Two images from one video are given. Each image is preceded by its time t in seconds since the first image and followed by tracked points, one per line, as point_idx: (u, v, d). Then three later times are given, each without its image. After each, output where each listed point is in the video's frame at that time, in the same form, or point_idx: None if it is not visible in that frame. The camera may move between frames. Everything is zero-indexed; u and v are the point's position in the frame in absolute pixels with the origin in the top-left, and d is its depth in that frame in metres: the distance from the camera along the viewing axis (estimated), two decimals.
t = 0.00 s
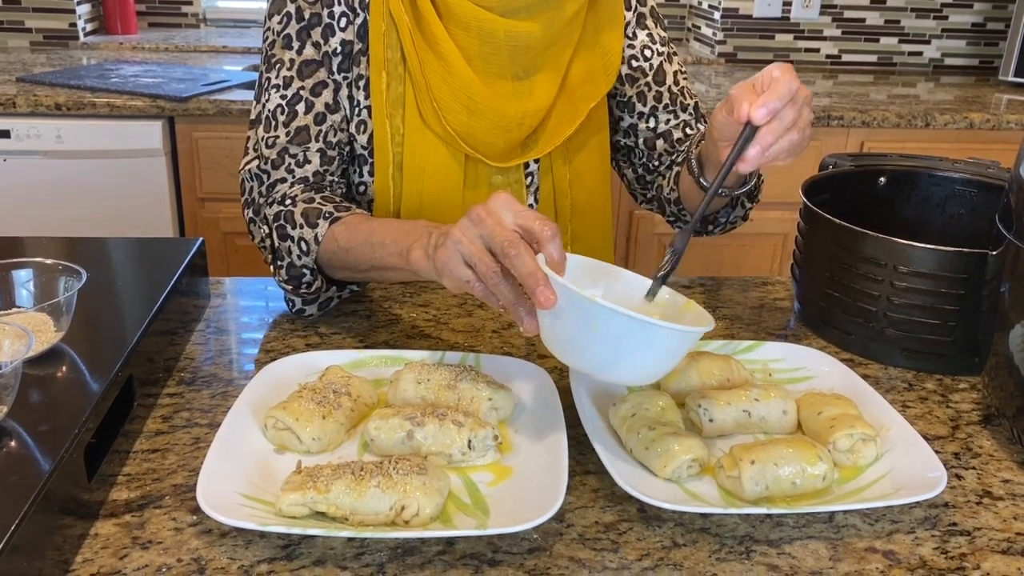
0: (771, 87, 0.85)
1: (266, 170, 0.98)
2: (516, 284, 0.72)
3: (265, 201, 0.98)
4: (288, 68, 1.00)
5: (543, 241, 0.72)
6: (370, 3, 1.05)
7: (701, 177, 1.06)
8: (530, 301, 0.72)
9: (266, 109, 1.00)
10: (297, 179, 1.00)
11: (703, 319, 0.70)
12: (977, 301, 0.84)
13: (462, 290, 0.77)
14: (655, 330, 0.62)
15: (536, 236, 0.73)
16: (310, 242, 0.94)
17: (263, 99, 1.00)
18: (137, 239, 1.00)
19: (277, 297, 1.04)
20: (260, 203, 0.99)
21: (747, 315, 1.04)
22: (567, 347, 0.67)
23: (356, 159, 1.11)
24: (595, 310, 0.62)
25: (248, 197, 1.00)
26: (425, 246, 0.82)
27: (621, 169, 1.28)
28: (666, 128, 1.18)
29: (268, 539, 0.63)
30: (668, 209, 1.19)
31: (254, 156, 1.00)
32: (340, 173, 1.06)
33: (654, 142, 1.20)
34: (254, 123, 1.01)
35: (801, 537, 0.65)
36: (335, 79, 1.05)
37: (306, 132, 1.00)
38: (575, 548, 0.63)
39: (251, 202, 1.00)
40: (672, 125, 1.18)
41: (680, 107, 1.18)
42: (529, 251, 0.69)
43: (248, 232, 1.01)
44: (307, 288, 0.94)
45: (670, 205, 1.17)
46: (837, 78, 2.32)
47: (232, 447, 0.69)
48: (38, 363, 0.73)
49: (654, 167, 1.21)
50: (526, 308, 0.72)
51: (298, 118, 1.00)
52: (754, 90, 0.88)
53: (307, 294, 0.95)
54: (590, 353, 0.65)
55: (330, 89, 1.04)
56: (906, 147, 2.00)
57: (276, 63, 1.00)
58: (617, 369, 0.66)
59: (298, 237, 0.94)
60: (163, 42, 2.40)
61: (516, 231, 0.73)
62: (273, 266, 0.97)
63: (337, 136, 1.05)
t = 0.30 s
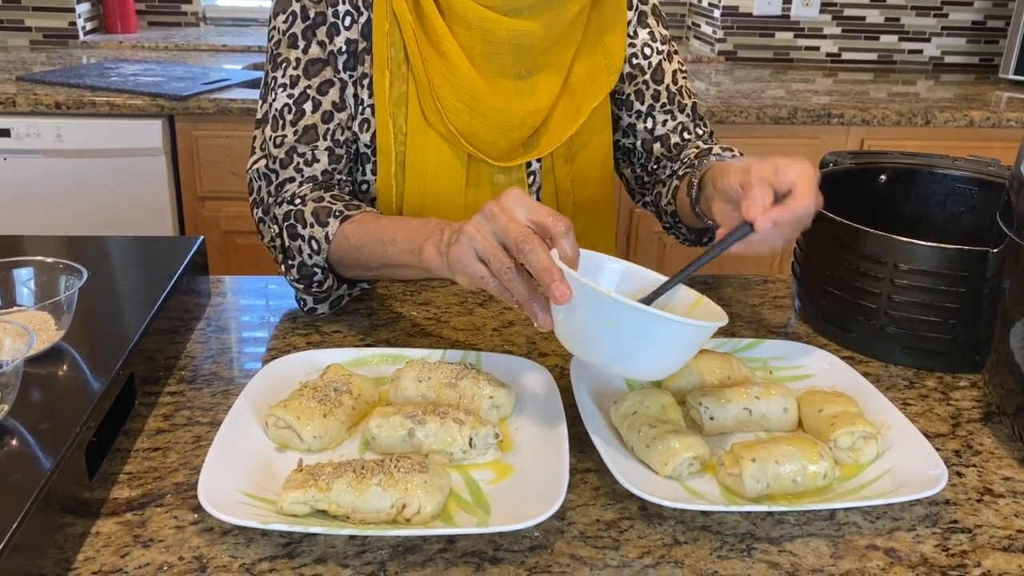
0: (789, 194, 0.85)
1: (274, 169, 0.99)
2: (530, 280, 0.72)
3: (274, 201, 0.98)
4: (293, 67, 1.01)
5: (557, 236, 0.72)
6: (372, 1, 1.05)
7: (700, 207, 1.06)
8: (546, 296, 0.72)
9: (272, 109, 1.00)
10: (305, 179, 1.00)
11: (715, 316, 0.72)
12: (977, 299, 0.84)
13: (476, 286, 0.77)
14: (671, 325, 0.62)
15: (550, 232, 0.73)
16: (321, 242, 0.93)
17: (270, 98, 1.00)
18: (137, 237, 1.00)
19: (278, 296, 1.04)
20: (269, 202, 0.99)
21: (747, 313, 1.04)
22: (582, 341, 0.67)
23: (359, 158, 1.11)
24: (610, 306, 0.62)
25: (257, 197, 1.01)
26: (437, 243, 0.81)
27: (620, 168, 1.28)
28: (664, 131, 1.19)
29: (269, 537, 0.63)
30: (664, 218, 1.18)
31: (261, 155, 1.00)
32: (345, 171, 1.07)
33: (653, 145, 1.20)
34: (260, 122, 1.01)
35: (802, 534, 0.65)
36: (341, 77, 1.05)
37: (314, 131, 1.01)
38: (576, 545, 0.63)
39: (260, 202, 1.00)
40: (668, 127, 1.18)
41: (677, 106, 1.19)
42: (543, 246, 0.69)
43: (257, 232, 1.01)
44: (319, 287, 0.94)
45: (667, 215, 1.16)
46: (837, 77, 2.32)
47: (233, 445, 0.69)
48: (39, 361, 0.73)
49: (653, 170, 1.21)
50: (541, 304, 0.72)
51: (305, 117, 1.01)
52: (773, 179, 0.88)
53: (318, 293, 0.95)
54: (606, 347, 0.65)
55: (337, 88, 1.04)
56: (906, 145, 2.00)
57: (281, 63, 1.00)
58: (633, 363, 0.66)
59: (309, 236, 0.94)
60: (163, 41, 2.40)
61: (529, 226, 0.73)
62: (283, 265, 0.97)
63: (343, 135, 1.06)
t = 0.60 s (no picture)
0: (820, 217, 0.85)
1: (269, 169, 0.98)
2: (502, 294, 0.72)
3: (268, 200, 0.98)
4: (291, 66, 1.00)
5: (533, 248, 0.71)
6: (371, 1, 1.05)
7: (706, 209, 1.05)
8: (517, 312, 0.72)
9: (269, 108, 0.99)
10: (299, 179, 0.99)
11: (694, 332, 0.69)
12: (976, 298, 0.84)
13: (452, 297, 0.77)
14: (639, 345, 0.61)
15: (526, 244, 0.72)
16: (309, 244, 0.93)
17: (266, 97, 1.00)
18: (134, 236, 1.00)
19: (276, 295, 1.04)
20: (264, 202, 0.99)
21: (746, 312, 1.04)
22: (547, 357, 0.66)
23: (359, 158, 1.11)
24: (579, 323, 0.61)
25: (252, 196, 1.01)
26: (419, 251, 0.81)
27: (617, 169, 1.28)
28: (664, 134, 1.19)
29: (264, 537, 0.63)
30: (662, 215, 1.18)
31: (259, 155, 1.00)
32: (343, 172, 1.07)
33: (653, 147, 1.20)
34: (257, 121, 1.01)
35: (799, 534, 0.65)
36: (338, 77, 1.05)
37: (309, 131, 1.01)
38: (572, 545, 0.63)
39: (255, 201, 1.01)
40: (668, 130, 1.19)
41: (677, 110, 1.19)
42: (516, 260, 0.69)
43: (252, 231, 1.01)
44: (307, 288, 0.95)
45: (666, 214, 1.17)
46: (837, 75, 2.32)
47: (228, 445, 0.69)
48: (33, 360, 0.72)
49: (651, 171, 1.22)
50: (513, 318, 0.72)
51: (301, 117, 1.00)
52: (813, 199, 0.87)
53: (308, 294, 0.95)
54: (574, 365, 0.65)
55: (333, 88, 1.03)
56: (905, 144, 2.00)
57: (278, 62, 1.00)
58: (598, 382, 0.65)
59: (298, 238, 0.94)
60: (161, 40, 2.40)
61: (505, 239, 0.73)
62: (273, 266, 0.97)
63: (340, 135, 1.05)
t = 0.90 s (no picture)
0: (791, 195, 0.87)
1: (259, 169, 0.98)
2: (444, 299, 0.72)
3: (259, 199, 0.98)
4: (288, 67, 1.00)
5: (480, 252, 0.69)
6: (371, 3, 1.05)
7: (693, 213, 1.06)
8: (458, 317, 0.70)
9: (265, 109, 1.00)
10: (289, 179, 0.99)
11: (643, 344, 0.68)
12: (974, 297, 0.84)
13: (404, 299, 0.77)
14: (571, 357, 0.60)
15: (474, 247, 0.70)
16: (290, 243, 0.92)
17: (263, 98, 1.00)
18: (132, 236, 1.00)
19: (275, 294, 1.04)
20: (255, 201, 0.99)
21: (744, 311, 1.04)
22: (487, 368, 0.65)
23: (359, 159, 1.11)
24: (509, 332, 0.61)
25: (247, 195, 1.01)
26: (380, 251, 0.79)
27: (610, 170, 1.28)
28: (660, 138, 1.19)
29: (261, 537, 0.63)
30: (651, 218, 1.17)
31: (253, 154, 1.00)
32: (337, 172, 1.06)
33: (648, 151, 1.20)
34: (255, 122, 1.02)
35: (797, 534, 0.64)
36: (335, 78, 1.05)
37: (303, 132, 1.00)
38: (570, 545, 0.63)
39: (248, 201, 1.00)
40: (665, 135, 1.19)
41: (674, 116, 1.19)
42: (458, 266, 0.69)
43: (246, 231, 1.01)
44: (288, 287, 0.95)
45: (656, 215, 1.16)
46: (836, 74, 2.32)
47: (225, 445, 0.69)
48: (29, 361, 0.72)
49: (643, 174, 1.22)
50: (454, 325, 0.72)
51: (296, 118, 1.00)
52: (781, 180, 0.89)
53: (290, 294, 0.96)
54: (516, 377, 0.64)
55: (329, 89, 1.03)
56: (904, 143, 2.00)
57: (275, 63, 1.00)
58: (536, 395, 0.64)
59: (280, 237, 0.93)
60: (160, 39, 2.40)
61: (452, 243, 0.71)
62: (257, 265, 0.98)
63: (335, 136, 1.05)
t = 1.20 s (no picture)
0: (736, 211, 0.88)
1: (248, 160, 0.99)
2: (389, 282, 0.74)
3: (244, 190, 0.99)
4: (283, 65, 1.01)
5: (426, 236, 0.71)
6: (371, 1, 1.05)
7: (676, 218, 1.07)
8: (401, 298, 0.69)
9: (258, 104, 1.01)
10: (275, 172, 0.99)
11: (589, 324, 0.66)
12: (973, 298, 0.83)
13: (353, 281, 0.80)
14: (508, 340, 0.60)
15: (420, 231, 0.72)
16: (266, 232, 0.94)
17: (257, 93, 1.01)
18: (130, 237, 1.00)
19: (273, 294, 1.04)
20: (241, 192, 0.99)
21: (743, 311, 1.04)
22: (433, 353, 0.66)
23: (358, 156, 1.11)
24: (447, 316, 0.61)
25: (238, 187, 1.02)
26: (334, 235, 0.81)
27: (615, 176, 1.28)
28: (662, 142, 1.18)
29: (259, 539, 0.63)
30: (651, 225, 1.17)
31: (244, 148, 1.01)
32: (327, 169, 1.06)
33: (649, 155, 1.20)
34: (251, 116, 1.03)
35: (795, 535, 0.64)
36: (332, 77, 1.05)
37: (292, 129, 1.01)
38: (568, 546, 0.63)
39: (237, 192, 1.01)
40: (667, 139, 1.18)
41: (676, 120, 1.18)
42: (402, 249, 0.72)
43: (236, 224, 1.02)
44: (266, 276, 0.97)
45: (654, 224, 1.15)
46: (836, 73, 2.32)
47: (224, 446, 0.69)
48: (27, 362, 0.72)
49: (644, 179, 1.21)
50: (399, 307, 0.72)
51: (287, 115, 1.01)
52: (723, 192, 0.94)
53: (268, 283, 0.98)
54: (456, 360, 0.64)
55: (323, 88, 1.04)
56: (904, 142, 1.99)
57: (271, 60, 1.01)
58: (480, 379, 0.64)
59: (259, 225, 0.95)
60: (160, 39, 2.40)
61: (400, 226, 0.73)
62: (239, 253, 1.00)
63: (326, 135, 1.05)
